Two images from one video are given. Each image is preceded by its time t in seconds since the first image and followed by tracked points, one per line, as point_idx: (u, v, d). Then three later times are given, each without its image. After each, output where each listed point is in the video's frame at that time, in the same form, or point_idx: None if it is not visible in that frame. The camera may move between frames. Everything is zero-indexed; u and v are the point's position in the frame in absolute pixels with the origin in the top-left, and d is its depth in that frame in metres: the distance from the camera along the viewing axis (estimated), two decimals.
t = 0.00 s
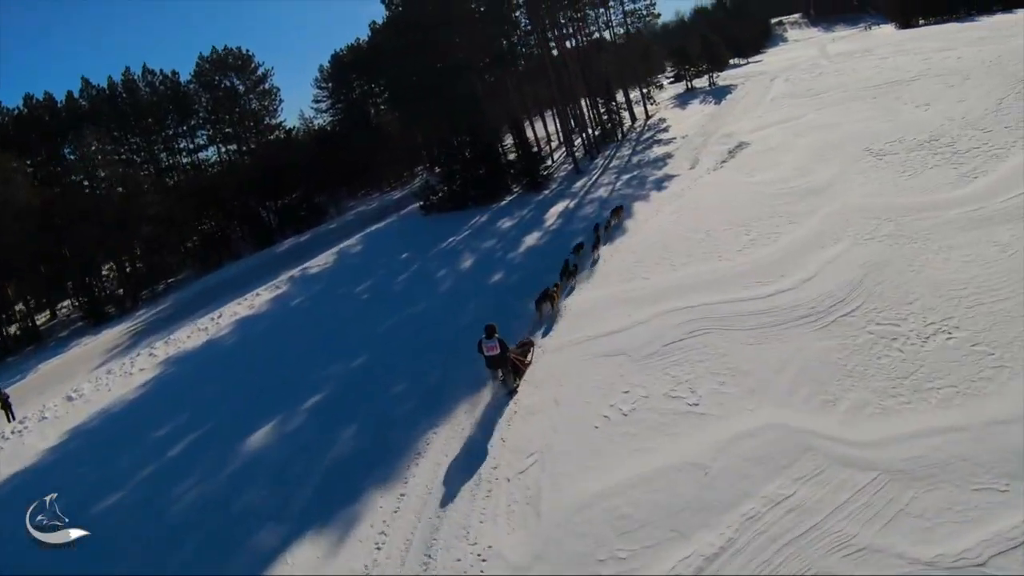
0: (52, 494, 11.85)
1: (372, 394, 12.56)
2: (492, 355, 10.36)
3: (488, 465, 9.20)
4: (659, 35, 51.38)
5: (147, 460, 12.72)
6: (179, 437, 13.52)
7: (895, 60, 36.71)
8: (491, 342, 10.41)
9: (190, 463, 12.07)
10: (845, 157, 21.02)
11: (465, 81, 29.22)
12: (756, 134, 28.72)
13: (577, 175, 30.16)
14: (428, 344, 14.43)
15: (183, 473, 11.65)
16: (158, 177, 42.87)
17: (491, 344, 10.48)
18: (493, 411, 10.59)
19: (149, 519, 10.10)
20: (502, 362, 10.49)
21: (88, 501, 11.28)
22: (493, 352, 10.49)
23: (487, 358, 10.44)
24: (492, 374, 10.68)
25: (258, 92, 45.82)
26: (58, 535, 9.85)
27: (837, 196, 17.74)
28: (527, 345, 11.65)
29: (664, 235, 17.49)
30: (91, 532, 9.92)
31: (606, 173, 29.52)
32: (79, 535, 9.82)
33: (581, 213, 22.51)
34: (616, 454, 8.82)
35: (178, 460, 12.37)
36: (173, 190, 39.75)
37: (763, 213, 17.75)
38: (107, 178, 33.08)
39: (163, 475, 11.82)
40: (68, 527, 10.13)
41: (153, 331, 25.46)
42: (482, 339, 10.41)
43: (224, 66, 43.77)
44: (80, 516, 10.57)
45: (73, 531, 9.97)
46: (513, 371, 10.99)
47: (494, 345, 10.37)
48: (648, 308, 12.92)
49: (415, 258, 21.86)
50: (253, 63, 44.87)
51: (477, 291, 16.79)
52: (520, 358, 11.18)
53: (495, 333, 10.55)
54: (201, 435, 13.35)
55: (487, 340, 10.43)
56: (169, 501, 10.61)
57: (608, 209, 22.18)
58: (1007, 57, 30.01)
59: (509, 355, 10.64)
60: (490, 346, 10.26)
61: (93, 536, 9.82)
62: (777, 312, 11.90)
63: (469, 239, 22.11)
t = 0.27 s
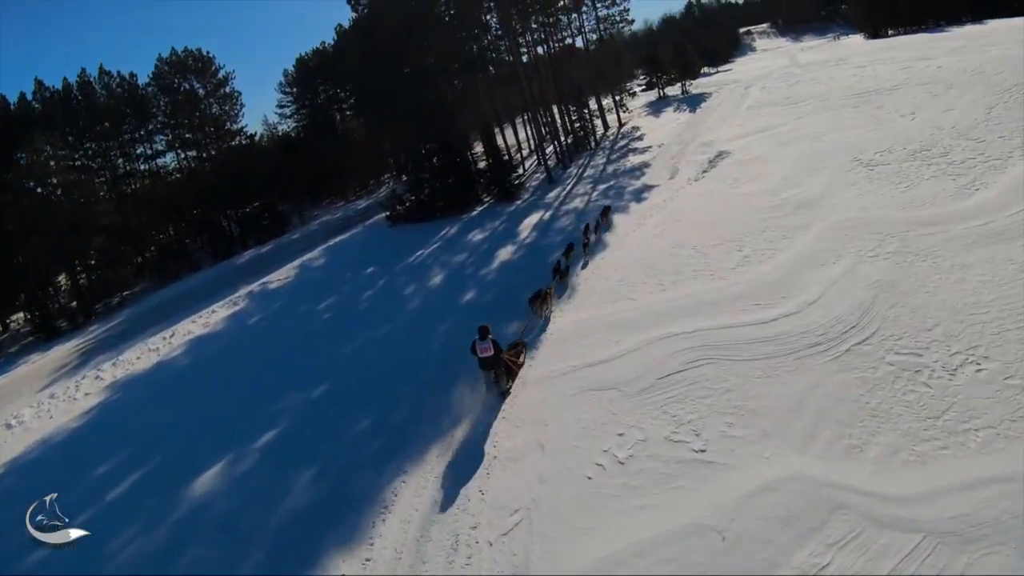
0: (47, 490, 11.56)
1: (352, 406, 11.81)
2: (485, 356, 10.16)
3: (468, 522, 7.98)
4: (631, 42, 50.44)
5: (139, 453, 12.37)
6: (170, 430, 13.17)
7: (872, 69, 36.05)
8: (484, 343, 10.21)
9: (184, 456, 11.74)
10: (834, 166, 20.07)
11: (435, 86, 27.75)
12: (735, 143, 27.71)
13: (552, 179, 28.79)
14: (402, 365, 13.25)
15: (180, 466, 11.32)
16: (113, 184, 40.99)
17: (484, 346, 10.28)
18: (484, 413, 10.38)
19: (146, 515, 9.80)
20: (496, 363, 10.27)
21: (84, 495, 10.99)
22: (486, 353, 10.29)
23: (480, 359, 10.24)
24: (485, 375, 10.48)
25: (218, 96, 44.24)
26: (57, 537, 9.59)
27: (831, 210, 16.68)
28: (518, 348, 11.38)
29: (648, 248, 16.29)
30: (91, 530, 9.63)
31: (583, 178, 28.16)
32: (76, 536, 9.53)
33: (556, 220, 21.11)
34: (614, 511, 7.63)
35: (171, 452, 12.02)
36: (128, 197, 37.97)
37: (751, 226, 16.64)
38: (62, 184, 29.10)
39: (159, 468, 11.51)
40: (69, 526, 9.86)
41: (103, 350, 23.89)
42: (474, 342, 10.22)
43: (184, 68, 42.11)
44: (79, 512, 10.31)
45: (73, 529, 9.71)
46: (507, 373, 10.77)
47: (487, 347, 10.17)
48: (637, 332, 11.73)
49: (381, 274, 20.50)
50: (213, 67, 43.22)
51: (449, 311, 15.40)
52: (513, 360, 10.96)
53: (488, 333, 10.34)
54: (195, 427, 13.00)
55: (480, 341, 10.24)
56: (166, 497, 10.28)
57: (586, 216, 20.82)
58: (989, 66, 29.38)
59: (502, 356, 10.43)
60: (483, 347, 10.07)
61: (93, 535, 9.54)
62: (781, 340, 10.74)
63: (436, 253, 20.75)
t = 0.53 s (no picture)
0: (37, 483, 10.92)
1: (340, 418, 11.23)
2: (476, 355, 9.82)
3: None
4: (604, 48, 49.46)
5: (131, 446, 11.82)
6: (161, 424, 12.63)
7: (851, 79, 35.33)
8: (475, 341, 9.87)
9: (176, 453, 11.23)
10: (822, 179, 19.11)
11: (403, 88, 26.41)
12: (715, 151, 26.68)
13: (525, 186, 27.46)
14: (375, 385, 12.30)
15: (177, 463, 10.83)
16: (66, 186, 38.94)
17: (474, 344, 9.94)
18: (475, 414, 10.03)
19: (154, 513, 9.37)
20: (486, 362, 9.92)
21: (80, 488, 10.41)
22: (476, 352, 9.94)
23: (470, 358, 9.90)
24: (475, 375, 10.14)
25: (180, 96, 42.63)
26: (60, 535, 9.04)
27: (826, 225, 15.61)
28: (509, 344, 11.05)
29: (630, 262, 15.10)
30: (95, 529, 9.12)
31: (558, 185, 26.89)
32: (81, 535, 9.00)
33: (531, 230, 19.85)
34: None
35: (165, 448, 11.49)
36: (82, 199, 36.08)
37: (740, 238, 15.54)
38: (10, 187, 25.26)
39: (153, 464, 10.99)
40: (72, 524, 9.29)
41: (48, 365, 22.31)
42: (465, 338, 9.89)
43: (144, 67, 40.39)
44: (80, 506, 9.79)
45: (76, 528, 9.15)
46: (498, 372, 10.41)
47: (477, 346, 9.83)
48: (626, 361, 10.57)
49: (342, 289, 19.21)
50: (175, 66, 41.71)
51: (417, 331, 14.16)
52: (505, 359, 10.60)
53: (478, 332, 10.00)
54: (183, 424, 12.46)
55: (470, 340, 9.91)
56: (168, 495, 9.80)
57: (562, 226, 19.58)
58: (972, 78, 28.71)
59: (492, 355, 10.08)
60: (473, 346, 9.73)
61: (98, 534, 9.03)
62: (790, 374, 9.68)
63: (403, 266, 19.46)
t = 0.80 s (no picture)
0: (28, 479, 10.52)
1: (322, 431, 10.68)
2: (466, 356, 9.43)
3: None
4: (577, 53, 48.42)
5: (120, 443, 11.44)
6: (147, 421, 12.25)
7: (830, 88, 34.47)
8: (463, 342, 9.51)
9: (163, 452, 10.87)
10: (810, 190, 18.08)
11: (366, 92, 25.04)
12: (693, 160, 25.55)
13: (496, 195, 26.11)
14: (347, 405, 11.40)
15: (168, 462, 10.48)
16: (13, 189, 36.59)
17: (462, 344, 9.58)
18: (464, 419, 9.60)
19: (156, 511, 9.06)
20: (476, 363, 9.55)
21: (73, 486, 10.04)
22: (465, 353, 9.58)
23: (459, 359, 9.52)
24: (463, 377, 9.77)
25: (136, 96, 40.85)
26: (60, 535, 8.69)
27: (821, 241, 14.50)
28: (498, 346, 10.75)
29: (613, 278, 13.91)
30: (95, 530, 8.80)
31: (530, 194, 25.61)
32: (81, 535, 8.68)
33: (505, 242, 18.56)
34: None
35: (154, 446, 11.11)
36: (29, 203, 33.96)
37: (731, 254, 14.41)
38: None
39: (143, 463, 10.62)
40: (73, 524, 8.94)
41: None
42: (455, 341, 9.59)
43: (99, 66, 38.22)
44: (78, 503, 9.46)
45: (77, 528, 8.81)
46: (487, 375, 10.01)
47: (466, 346, 9.46)
48: (617, 397, 9.41)
49: (303, 303, 17.92)
50: (132, 64, 39.89)
51: (380, 356, 12.91)
52: (494, 362, 10.20)
53: (467, 331, 9.65)
54: (171, 421, 12.07)
55: (459, 340, 9.53)
56: (163, 494, 9.46)
57: (538, 239, 18.29)
58: (956, 89, 27.89)
59: (481, 358, 9.70)
60: (463, 344, 9.34)
61: (99, 534, 8.71)
62: (803, 419, 8.61)
63: (367, 281, 18.14)
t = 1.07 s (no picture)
0: (13, 481, 9.80)
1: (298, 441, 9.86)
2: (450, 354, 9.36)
3: None
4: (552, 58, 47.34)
5: (105, 445, 10.75)
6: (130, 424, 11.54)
7: (810, 100, 33.66)
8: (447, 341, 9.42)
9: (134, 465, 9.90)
10: (800, 204, 17.09)
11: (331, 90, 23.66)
12: (672, 168, 24.35)
13: (466, 201, 24.80)
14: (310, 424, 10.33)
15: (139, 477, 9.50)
16: None
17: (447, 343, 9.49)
18: (446, 415, 9.50)
19: (159, 509, 8.47)
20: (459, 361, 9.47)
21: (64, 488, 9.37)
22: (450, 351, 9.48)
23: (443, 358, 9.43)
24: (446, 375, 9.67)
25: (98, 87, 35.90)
26: (60, 534, 8.06)
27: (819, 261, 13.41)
28: (482, 345, 10.50)
29: (595, 297, 12.73)
30: (98, 530, 8.16)
31: (501, 201, 24.35)
32: (82, 534, 8.05)
33: (475, 254, 17.26)
34: None
35: (139, 449, 10.43)
36: None
37: (722, 272, 13.28)
38: None
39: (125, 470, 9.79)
40: (74, 525, 8.30)
41: None
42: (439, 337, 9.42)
43: (62, 53, 32.91)
44: (77, 503, 8.83)
45: (77, 528, 8.17)
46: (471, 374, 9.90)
47: (450, 344, 9.36)
48: (607, 442, 8.29)
49: (260, 314, 16.57)
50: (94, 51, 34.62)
51: (336, 380, 11.63)
52: (478, 359, 10.09)
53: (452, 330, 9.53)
54: (154, 424, 11.39)
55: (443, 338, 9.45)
56: (127, 513, 8.45)
57: (511, 251, 17.02)
58: (940, 107, 27.17)
59: (465, 356, 9.60)
60: (448, 344, 9.25)
61: (101, 534, 8.07)
62: (820, 477, 7.59)
63: (326, 292, 16.83)
